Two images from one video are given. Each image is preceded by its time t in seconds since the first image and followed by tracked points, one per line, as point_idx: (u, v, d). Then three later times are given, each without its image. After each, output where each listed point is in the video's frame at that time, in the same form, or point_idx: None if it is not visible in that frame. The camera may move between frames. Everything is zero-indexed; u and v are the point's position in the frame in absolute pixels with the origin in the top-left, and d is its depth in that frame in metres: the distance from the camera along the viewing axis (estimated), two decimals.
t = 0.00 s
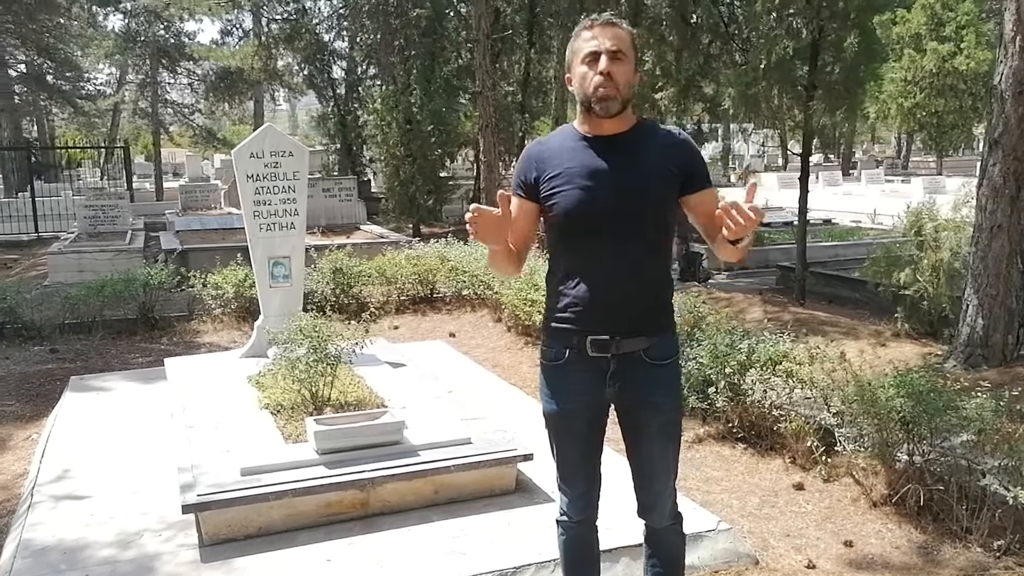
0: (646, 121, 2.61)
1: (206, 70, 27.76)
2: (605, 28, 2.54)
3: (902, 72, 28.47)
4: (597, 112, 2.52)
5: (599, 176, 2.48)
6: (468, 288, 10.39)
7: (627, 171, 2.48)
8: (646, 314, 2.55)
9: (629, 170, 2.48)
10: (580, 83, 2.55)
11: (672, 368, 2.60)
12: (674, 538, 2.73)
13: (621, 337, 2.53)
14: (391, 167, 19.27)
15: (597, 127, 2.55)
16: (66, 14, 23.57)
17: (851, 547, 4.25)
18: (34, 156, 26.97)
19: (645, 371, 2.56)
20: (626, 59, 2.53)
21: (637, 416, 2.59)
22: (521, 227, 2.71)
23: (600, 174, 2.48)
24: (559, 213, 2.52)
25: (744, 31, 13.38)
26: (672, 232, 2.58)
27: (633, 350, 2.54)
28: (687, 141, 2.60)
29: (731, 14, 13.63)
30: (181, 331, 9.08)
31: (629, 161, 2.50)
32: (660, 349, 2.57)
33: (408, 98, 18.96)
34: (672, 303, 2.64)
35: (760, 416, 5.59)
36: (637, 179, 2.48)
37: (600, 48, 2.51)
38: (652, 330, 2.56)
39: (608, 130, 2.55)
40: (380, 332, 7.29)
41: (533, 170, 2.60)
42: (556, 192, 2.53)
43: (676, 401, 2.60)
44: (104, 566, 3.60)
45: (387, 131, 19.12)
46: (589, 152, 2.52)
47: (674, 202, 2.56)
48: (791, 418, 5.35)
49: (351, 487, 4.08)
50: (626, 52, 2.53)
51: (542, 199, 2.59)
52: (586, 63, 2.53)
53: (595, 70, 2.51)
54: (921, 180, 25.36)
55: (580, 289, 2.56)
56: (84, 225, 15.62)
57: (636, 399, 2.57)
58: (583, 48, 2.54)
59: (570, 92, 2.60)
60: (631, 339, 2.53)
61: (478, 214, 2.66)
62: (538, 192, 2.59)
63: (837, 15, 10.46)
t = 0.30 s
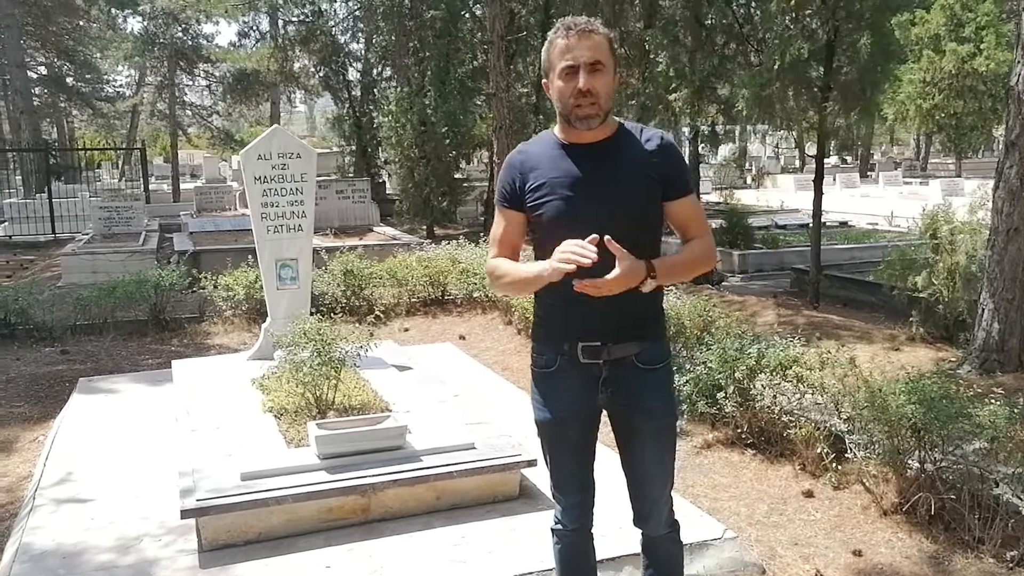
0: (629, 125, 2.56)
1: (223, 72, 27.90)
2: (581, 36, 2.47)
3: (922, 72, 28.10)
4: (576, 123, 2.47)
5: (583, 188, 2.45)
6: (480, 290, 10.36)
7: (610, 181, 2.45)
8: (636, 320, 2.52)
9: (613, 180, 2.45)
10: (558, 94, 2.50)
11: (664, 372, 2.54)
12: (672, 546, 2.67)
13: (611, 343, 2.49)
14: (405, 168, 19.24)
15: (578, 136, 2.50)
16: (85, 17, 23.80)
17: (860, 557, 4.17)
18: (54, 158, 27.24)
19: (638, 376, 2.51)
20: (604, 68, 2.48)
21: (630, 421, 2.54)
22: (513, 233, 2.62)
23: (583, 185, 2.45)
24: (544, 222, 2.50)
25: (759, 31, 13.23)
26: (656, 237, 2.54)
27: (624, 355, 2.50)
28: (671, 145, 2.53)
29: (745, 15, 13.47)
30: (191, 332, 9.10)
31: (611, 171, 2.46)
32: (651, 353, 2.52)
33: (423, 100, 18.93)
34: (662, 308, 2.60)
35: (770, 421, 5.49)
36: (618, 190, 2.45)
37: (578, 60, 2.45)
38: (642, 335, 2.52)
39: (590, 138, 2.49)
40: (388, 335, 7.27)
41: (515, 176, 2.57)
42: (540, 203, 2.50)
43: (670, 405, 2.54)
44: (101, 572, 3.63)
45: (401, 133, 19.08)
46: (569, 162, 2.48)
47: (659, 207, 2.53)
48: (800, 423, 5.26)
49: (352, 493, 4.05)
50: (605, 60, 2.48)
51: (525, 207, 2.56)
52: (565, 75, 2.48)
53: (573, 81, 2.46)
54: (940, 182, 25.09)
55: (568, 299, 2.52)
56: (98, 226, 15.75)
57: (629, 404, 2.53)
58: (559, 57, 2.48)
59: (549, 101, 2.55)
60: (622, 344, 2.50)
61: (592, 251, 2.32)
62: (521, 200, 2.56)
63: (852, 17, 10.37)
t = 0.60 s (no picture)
0: (627, 132, 2.51)
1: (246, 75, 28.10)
2: (573, 48, 2.42)
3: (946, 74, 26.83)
4: (572, 134, 2.43)
5: (579, 198, 2.40)
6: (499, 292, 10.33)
7: (608, 190, 2.40)
8: (639, 326, 2.46)
9: (609, 189, 2.40)
10: (552, 107, 2.46)
11: (669, 378, 2.49)
12: (685, 561, 2.57)
13: (615, 348, 2.44)
14: (426, 170, 19.26)
15: (574, 147, 2.45)
16: (110, 20, 24.08)
17: (883, 567, 4.09)
18: (81, 160, 27.58)
19: (642, 382, 2.45)
20: (599, 80, 2.43)
21: (636, 428, 2.48)
22: (509, 243, 2.58)
23: (579, 196, 2.41)
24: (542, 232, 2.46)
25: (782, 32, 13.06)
26: (655, 242, 2.50)
27: (628, 361, 2.44)
28: (668, 148, 2.48)
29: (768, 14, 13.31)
30: (211, 334, 9.15)
31: (609, 179, 2.42)
32: (655, 358, 2.47)
33: (443, 102, 18.93)
34: (666, 313, 2.54)
35: (791, 428, 5.41)
36: (614, 198, 2.40)
37: (571, 74, 2.40)
38: (645, 340, 2.47)
39: (586, 148, 2.45)
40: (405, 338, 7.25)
41: (511, 184, 2.53)
42: (537, 213, 2.47)
43: (676, 411, 2.48)
44: None
45: (422, 135, 19.06)
46: (564, 171, 2.44)
47: (659, 212, 2.48)
48: (822, 430, 5.18)
49: (367, 498, 4.03)
50: (599, 72, 2.43)
51: (522, 215, 2.53)
52: (559, 88, 2.44)
53: (567, 94, 2.42)
54: (967, 184, 24.76)
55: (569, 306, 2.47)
56: (122, 228, 15.91)
57: (634, 410, 2.47)
58: (552, 70, 2.44)
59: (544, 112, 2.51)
60: (626, 349, 2.44)
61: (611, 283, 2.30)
62: (518, 208, 2.52)
63: (875, 16, 10.23)
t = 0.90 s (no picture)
0: (627, 131, 2.45)
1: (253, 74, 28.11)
2: (573, 44, 2.37)
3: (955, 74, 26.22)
4: (571, 132, 2.36)
5: (578, 198, 2.34)
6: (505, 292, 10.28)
7: (606, 189, 2.33)
8: (639, 327, 2.39)
9: (608, 188, 2.33)
10: (552, 105, 2.39)
11: (671, 379, 2.41)
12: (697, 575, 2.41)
13: (615, 350, 2.37)
14: (432, 169, 19.20)
15: (574, 146, 2.39)
16: (117, 18, 24.08)
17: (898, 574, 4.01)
18: (88, 159, 27.60)
19: (642, 383, 2.38)
20: (599, 77, 2.37)
21: (637, 430, 2.41)
22: (509, 243, 2.51)
23: (578, 195, 2.34)
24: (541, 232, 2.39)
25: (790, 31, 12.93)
26: (656, 243, 2.43)
27: (628, 362, 2.37)
28: (668, 148, 2.41)
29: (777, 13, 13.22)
30: (216, 333, 9.10)
31: (608, 178, 2.35)
32: (656, 359, 2.39)
33: (449, 101, 18.87)
34: (667, 314, 2.47)
35: (801, 430, 5.34)
36: (612, 199, 2.33)
37: (571, 71, 2.34)
38: (646, 341, 2.40)
39: (586, 148, 2.38)
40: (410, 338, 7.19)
41: (509, 184, 2.46)
42: (535, 214, 2.40)
43: (678, 412, 2.40)
44: None
45: (429, 134, 19.01)
46: (563, 170, 2.37)
47: (658, 213, 2.41)
48: (833, 432, 5.10)
49: (371, 500, 3.97)
50: (599, 69, 2.37)
51: (521, 217, 2.46)
52: (558, 85, 2.38)
53: (566, 91, 2.36)
54: (975, 184, 24.62)
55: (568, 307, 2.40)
56: (128, 226, 15.90)
57: (635, 411, 2.39)
58: (551, 67, 2.38)
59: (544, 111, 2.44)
60: (627, 350, 2.37)
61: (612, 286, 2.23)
62: (516, 209, 2.45)
63: (885, 15, 10.12)
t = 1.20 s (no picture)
0: (634, 125, 2.37)
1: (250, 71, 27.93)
2: (579, 33, 2.30)
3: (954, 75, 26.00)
4: (577, 124, 2.28)
5: (586, 192, 2.26)
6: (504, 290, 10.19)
7: (613, 182, 2.26)
8: (647, 328, 2.30)
9: (616, 182, 2.26)
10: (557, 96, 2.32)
11: (680, 381, 2.33)
12: None
13: (622, 352, 2.29)
14: (430, 167, 19.10)
15: (580, 138, 2.31)
16: (114, 14, 23.91)
17: None
18: (84, 155, 27.43)
19: (651, 386, 2.30)
20: (605, 67, 2.30)
21: (645, 435, 2.32)
22: (513, 240, 2.42)
23: (585, 186, 2.26)
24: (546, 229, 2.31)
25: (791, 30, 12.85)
26: (664, 241, 2.35)
27: (636, 365, 2.29)
28: (677, 143, 2.34)
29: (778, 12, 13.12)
30: (212, 331, 9.00)
31: (615, 172, 2.27)
32: (665, 361, 2.31)
33: (448, 99, 18.75)
34: (677, 314, 2.39)
35: (804, 433, 5.27)
36: (619, 193, 2.25)
37: (577, 61, 2.27)
38: (654, 342, 2.31)
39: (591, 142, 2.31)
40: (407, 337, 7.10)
41: (513, 179, 2.38)
42: (541, 208, 2.32)
43: (688, 418, 2.32)
44: None
45: (427, 132, 18.92)
46: (569, 164, 2.30)
47: (667, 209, 2.33)
48: (838, 435, 5.03)
49: (368, 502, 3.89)
50: (605, 59, 2.30)
51: (524, 213, 2.38)
52: (564, 76, 2.30)
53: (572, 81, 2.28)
54: (974, 186, 24.58)
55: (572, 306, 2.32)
56: (123, 223, 15.79)
57: (643, 415, 2.31)
58: (556, 57, 2.31)
59: (549, 102, 2.37)
60: (634, 352, 2.29)
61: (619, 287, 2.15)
62: (521, 205, 2.37)
63: (888, 14, 10.01)
